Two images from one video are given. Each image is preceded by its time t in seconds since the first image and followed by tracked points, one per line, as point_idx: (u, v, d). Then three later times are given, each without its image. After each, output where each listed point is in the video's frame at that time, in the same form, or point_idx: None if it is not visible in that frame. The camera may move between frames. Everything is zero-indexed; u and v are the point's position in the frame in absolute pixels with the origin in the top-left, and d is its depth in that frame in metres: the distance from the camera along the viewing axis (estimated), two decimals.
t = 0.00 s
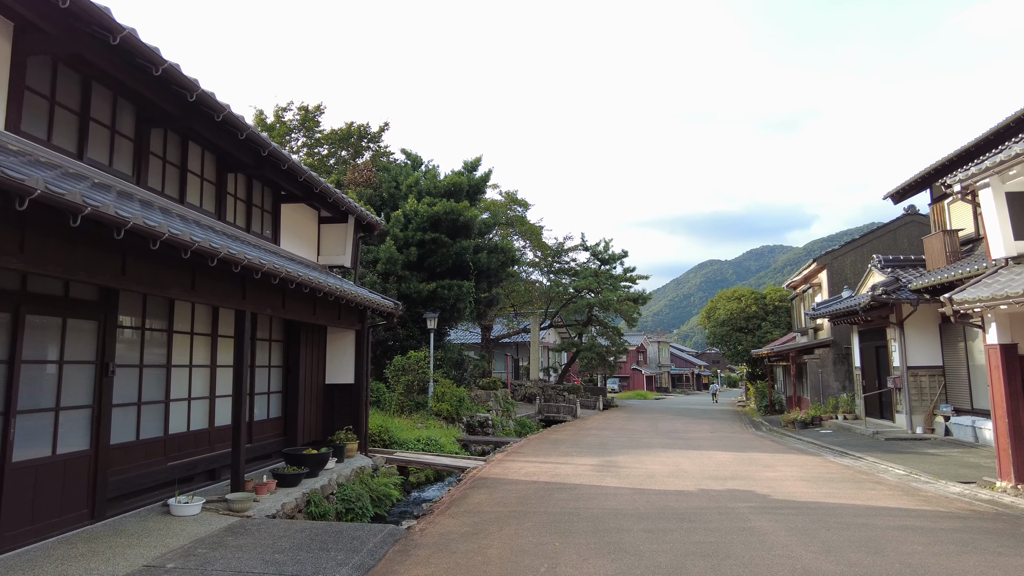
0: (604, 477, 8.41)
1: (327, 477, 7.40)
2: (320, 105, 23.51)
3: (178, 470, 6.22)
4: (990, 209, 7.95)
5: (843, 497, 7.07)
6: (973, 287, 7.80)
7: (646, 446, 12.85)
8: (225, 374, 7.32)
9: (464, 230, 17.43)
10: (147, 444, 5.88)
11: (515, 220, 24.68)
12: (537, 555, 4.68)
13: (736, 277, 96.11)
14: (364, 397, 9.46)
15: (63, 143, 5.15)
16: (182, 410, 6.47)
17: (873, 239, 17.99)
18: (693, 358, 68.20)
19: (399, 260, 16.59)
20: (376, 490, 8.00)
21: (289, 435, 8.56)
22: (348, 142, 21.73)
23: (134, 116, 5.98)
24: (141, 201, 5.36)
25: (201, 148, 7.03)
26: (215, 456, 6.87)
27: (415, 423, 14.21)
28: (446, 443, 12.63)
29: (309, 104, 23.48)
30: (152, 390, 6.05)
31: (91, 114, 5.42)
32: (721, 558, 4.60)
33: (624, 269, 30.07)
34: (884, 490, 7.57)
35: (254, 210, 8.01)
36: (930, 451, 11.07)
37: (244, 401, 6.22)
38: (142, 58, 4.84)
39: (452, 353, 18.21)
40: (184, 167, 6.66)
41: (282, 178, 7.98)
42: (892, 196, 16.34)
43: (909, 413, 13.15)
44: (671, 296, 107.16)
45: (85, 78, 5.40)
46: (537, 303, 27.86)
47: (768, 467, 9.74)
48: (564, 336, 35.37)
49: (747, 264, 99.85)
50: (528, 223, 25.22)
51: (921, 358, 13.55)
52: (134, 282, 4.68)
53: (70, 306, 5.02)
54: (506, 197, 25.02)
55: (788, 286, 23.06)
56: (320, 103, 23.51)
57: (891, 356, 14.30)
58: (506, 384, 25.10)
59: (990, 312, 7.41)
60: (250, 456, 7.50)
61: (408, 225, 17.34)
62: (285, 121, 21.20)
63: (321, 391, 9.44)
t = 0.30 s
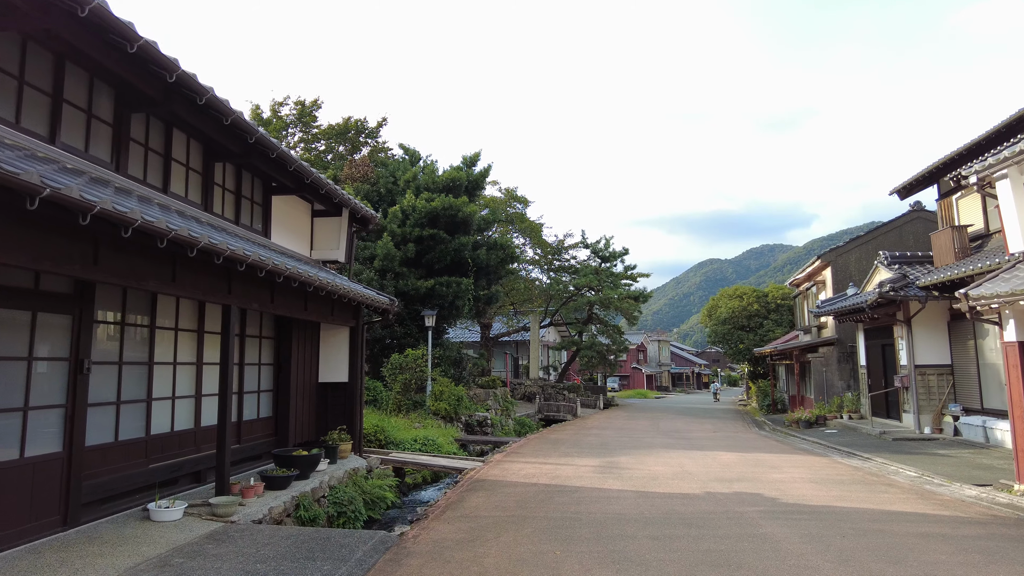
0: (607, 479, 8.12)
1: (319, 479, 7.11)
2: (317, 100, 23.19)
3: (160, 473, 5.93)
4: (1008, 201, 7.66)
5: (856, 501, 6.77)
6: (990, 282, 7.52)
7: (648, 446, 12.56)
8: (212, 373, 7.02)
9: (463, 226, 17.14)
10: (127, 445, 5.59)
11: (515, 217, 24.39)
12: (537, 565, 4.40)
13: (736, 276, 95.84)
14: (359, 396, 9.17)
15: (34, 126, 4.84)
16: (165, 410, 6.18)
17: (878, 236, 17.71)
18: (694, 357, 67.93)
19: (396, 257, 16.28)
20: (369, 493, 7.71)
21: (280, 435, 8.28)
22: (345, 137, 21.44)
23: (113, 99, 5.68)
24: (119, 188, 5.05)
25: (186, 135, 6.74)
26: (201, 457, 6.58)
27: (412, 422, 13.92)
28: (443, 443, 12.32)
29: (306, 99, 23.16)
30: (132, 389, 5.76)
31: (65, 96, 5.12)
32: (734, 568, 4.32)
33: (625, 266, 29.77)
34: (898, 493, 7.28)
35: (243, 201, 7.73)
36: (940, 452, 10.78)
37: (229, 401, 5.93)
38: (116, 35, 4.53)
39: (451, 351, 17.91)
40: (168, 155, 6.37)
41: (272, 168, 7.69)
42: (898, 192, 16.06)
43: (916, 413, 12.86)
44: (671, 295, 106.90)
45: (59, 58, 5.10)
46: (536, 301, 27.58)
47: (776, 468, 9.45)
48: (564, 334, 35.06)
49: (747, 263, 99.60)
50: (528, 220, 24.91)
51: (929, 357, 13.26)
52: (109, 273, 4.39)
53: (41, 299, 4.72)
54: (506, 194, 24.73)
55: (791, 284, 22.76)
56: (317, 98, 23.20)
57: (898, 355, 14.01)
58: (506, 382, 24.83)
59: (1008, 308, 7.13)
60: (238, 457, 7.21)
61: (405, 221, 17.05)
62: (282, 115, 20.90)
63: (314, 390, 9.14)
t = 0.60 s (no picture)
0: (609, 479, 7.84)
1: (309, 480, 6.83)
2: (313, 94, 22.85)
3: (141, 474, 5.64)
4: None
5: (869, 503, 6.48)
6: (1008, 275, 7.24)
7: (650, 445, 12.29)
8: (197, 369, 6.72)
9: (461, 221, 16.85)
10: (104, 446, 5.30)
11: (514, 213, 24.10)
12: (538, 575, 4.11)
13: (736, 274, 95.63)
14: (353, 394, 8.87)
15: None
16: (145, 409, 5.89)
17: (883, 232, 17.46)
18: (694, 354, 67.67)
19: (393, 252, 15.99)
20: (362, 496, 7.43)
21: (270, 434, 8.00)
22: (342, 131, 21.14)
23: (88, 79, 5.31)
24: (93, 173, 4.75)
25: (169, 121, 6.42)
26: (186, 458, 6.30)
27: (410, 420, 13.64)
28: (441, 442, 12.03)
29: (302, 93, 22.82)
30: (109, 387, 5.46)
31: (34, 75, 4.75)
32: None
33: (626, 263, 29.48)
34: (911, 495, 6.99)
35: (230, 191, 7.44)
36: (951, 452, 10.49)
37: (213, 399, 5.64)
38: (82, 8, 4.19)
39: (449, 348, 17.62)
40: (150, 141, 6.06)
41: (261, 157, 7.39)
42: (905, 186, 15.77)
43: (924, 411, 12.59)
44: (671, 292, 106.67)
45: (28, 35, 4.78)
46: (536, 298, 27.32)
47: (782, 468, 9.16)
48: (564, 332, 34.83)
49: (747, 261, 99.38)
50: (527, 216, 24.62)
51: (937, 354, 12.98)
52: (77, 263, 4.08)
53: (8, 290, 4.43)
54: (505, 190, 24.44)
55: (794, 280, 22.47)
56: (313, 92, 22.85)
57: (905, 352, 13.73)
58: (505, 380, 24.59)
59: None
60: (225, 457, 6.93)
61: (402, 216, 16.76)
62: (277, 110, 20.60)
63: (306, 388, 8.85)
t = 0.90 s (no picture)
0: (612, 483, 7.53)
1: (298, 485, 6.52)
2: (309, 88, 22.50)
3: (119, 480, 5.34)
4: None
5: (885, 509, 6.17)
6: None
7: (653, 446, 11.98)
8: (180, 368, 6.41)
9: (459, 217, 16.54)
10: (77, 450, 4.99)
11: (513, 210, 23.78)
12: None
13: (736, 272, 95.35)
14: (346, 395, 8.55)
15: None
16: (123, 411, 5.57)
17: (889, 229, 17.17)
18: (693, 353, 67.39)
19: (390, 249, 15.67)
20: (354, 501, 7.13)
21: (259, 436, 7.70)
22: (339, 127, 20.82)
23: (58, 59, 4.92)
24: (63, 159, 4.43)
25: (150, 108, 6.08)
26: (167, 462, 6.01)
27: (406, 421, 13.32)
28: (438, 443, 11.71)
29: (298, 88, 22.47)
30: (82, 388, 5.14)
31: None
32: None
33: (626, 261, 29.16)
34: (928, 500, 6.68)
35: (216, 182, 7.13)
36: (963, 453, 10.19)
37: (194, 400, 5.32)
38: None
39: (447, 347, 17.30)
40: (129, 128, 5.72)
41: (249, 147, 7.06)
42: (911, 181, 15.47)
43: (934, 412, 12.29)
44: (671, 291, 106.39)
45: None
46: (535, 297, 27.01)
47: (790, 471, 8.85)
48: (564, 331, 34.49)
49: (747, 260, 99.12)
50: (527, 214, 24.29)
51: (946, 352, 12.68)
52: (40, 254, 3.78)
53: None
54: (504, 187, 24.12)
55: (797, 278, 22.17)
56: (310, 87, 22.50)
57: (913, 350, 13.43)
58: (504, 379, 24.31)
59: None
60: (210, 460, 6.63)
61: (400, 212, 16.45)
62: (273, 104, 20.28)
63: (297, 388, 8.54)
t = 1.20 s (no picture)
0: (616, 484, 7.26)
1: (289, 486, 6.23)
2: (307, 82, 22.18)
3: (97, 480, 5.06)
4: None
5: (902, 512, 5.89)
6: None
7: (656, 445, 11.69)
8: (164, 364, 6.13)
9: (458, 212, 16.25)
10: (52, 450, 4.71)
11: (513, 207, 23.48)
12: None
13: (736, 270, 95.06)
14: (340, 392, 8.26)
15: None
16: (102, 409, 5.29)
17: (895, 224, 16.90)
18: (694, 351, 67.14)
19: (387, 244, 15.39)
20: (347, 503, 6.86)
21: (249, 434, 7.44)
22: (336, 121, 20.53)
23: (28, 34, 4.61)
24: (34, 140, 4.16)
25: (132, 91, 5.78)
26: (150, 462, 5.73)
27: (404, 419, 13.05)
28: (436, 442, 11.44)
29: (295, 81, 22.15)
30: (57, 384, 4.86)
31: None
32: None
33: (627, 258, 28.87)
34: (945, 502, 6.39)
35: (204, 170, 6.87)
36: (976, 453, 9.92)
37: (176, 397, 5.00)
38: None
39: (446, 344, 17.02)
40: (109, 111, 5.42)
41: (239, 133, 6.78)
42: (919, 175, 15.20)
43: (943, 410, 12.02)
44: (671, 289, 106.12)
45: None
46: (536, 294, 26.74)
47: (799, 471, 8.57)
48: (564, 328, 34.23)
49: (747, 257, 98.86)
50: (527, 210, 24.00)
51: (956, 349, 12.40)
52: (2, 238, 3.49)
53: None
54: (504, 183, 23.82)
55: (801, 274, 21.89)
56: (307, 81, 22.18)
57: (921, 347, 13.16)
58: (504, 377, 24.05)
59: None
60: (196, 460, 6.36)
61: (398, 206, 16.17)
62: (270, 98, 19.99)
63: (289, 385, 8.26)
